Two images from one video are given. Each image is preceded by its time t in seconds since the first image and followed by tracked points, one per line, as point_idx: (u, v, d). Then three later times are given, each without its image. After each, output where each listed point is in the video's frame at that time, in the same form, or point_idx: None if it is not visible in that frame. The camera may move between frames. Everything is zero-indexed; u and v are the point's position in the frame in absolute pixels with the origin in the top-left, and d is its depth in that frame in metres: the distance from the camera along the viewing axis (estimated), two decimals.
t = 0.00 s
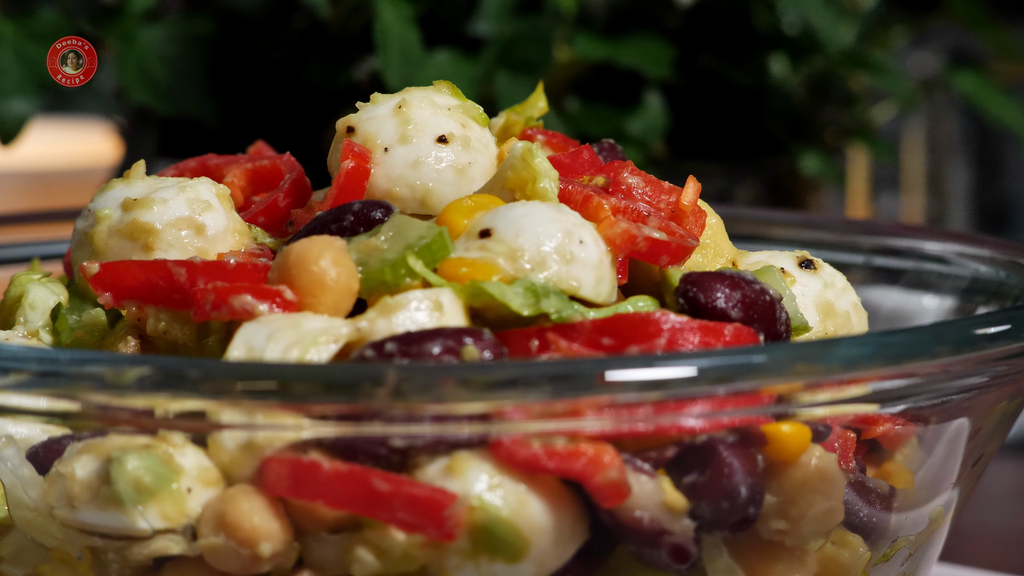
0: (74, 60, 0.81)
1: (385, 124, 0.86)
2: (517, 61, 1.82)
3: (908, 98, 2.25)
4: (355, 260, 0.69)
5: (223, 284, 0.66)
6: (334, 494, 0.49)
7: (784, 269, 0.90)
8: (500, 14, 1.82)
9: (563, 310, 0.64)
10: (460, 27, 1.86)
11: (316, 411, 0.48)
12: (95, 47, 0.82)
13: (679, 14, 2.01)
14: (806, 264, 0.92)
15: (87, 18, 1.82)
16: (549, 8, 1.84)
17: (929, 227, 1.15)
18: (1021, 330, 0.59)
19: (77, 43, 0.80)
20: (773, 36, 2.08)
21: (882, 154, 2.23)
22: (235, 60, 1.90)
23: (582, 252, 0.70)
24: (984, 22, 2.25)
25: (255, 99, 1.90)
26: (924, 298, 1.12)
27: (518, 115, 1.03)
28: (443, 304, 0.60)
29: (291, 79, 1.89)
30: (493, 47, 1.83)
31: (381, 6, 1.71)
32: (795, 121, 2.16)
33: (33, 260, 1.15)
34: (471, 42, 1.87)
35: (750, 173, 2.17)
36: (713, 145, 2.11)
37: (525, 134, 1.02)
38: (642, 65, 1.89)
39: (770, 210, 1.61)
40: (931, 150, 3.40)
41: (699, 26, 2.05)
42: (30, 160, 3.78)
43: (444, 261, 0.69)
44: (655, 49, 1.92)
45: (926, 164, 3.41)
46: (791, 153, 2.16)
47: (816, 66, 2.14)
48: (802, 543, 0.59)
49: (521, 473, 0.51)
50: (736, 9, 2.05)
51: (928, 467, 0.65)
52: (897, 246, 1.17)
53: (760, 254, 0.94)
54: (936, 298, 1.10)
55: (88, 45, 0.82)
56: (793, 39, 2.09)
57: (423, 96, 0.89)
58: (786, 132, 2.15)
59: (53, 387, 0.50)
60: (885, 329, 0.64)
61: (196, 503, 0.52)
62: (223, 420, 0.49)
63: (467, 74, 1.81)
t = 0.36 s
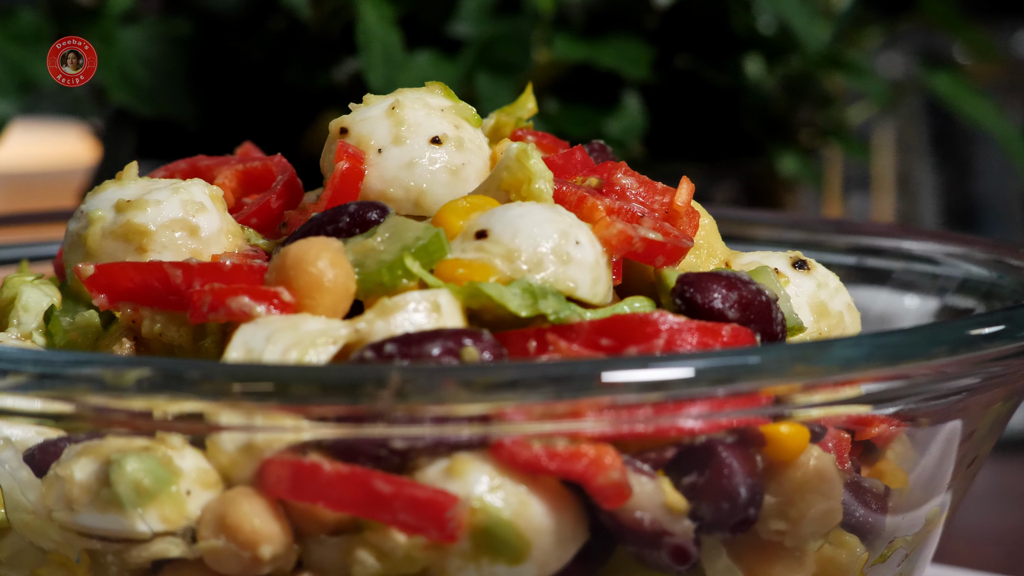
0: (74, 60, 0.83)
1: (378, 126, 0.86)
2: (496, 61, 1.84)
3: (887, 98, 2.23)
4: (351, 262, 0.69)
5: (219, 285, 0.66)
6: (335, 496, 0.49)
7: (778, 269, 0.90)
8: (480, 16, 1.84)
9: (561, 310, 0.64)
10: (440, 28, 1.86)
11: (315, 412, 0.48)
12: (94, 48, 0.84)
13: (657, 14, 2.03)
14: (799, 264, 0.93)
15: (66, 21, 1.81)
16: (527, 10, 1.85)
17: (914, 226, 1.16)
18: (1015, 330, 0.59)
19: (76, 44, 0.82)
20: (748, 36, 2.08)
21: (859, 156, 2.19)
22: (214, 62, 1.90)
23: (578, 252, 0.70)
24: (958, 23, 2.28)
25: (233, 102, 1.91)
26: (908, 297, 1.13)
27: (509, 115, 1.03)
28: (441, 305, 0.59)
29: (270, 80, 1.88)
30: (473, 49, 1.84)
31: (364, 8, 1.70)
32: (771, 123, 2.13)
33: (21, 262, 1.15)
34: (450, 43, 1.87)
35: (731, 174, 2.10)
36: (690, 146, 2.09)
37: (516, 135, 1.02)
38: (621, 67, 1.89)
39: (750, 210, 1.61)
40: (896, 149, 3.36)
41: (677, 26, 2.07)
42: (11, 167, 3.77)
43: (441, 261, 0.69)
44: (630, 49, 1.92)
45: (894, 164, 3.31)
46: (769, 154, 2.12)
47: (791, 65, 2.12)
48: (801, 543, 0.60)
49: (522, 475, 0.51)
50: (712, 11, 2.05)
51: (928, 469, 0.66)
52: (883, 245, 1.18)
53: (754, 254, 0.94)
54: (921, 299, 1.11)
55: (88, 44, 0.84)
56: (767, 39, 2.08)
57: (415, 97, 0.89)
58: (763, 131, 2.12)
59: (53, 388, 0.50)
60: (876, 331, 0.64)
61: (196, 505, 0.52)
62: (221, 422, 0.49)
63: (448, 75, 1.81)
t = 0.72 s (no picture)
0: (74, 60, 0.84)
1: (372, 127, 0.85)
2: (475, 63, 1.85)
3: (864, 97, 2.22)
4: (347, 264, 0.68)
5: (214, 288, 0.66)
6: (335, 498, 0.49)
7: (771, 271, 0.90)
8: (458, 17, 1.84)
9: (558, 312, 0.64)
10: (420, 27, 1.85)
11: (313, 414, 0.48)
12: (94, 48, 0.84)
13: (636, 15, 2.01)
14: (793, 265, 0.93)
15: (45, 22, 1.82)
16: (506, 11, 1.87)
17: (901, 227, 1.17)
18: (1011, 331, 0.60)
19: (77, 44, 0.82)
20: (725, 36, 2.07)
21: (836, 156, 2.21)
22: (193, 63, 1.88)
23: (574, 254, 0.70)
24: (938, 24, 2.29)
25: (215, 102, 1.89)
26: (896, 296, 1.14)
27: (499, 117, 1.03)
28: (439, 307, 0.59)
29: (252, 82, 1.86)
30: (452, 49, 1.85)
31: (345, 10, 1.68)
32: (748, 123, 2.15)
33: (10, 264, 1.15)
34: (430, 45, 1.86)
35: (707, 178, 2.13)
36: (671, 147, 2.09)
37: (507, 136, 1.02)
38: (602, 68, 1.87)
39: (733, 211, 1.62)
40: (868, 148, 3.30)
41: (657, 26, 2.05)
42: None
43: (437, 263, 0.69)
44: (613, 50, 1.90)
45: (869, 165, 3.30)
46: (747, 155, 2.15)
47: (766, 66, 2.12)
48: (798, 544, 0.60)
49: (522, 476, 0.51)
50: (691, 12, 2.04)
51: (921, 469, 0.66)
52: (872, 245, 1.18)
53: (747, 255, 0.95)
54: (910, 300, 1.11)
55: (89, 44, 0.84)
56: (744, 39, 2.08)
57: (409, 98, 0.89)
58: (741, 131, 2.15)
59: (51, 391, 0.50)
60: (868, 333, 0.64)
61: (195, 508, 0.51)
62: (220, 424, 0.49)
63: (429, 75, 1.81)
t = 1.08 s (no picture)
0: (74, 60, 0.84)
1: (370, 128, 0.85)
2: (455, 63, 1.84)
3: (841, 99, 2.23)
4: (349, 265, 0.68)
5: (214, 289, 0.66)
6: (342, 500, 0.49)
7: (770, 271, 0.90)
8: (441, 19, 1.85)
9: (562, 313, 0.64)
10: (403, 28, 1.89)
11: (319, 416, 0.48)
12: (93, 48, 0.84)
13: (617, 16, 2.00)
14: (792, 265, 0.93)
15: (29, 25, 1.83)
16: (489, 12, 1.88)
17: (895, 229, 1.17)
18: (1012, 331, 0.60)
19: (76, 44, 0.82)
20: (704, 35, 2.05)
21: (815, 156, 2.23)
22: (176, 66, 1.89)
23: (576, 255, 0.70)
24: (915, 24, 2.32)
25: (196, 105, 1.90)
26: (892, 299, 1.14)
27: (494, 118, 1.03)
28: (442, 308, 0.60)
29: (235, 84, 1.86)
30: (435, 49, 1.86)
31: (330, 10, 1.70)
32: (728, 124, 2.15)
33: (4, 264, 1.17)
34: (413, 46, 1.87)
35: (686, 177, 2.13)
36: (652, 148, 2.08)
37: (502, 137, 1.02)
38: (583, 69, 1.86)
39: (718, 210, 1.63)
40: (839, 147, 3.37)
41: (637, 28, 2.03)
42: None
43: (439, 264, 0.69)
44: (591, 50, 1.90)
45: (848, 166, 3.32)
46: (728, 156, 2.17)
47: (744, 67, 2.14)
48: (802, 544, 0.60)
49: (528, 477, 0.51)
50: (674, 12, 2.01)
51: (921, 470, 0.66)
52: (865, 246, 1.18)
53: (745, 255, 0.95)
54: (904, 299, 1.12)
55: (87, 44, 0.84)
56: (722, 40, 2.07)
57: (407, 99, 0.89)
58: (721, 131, 2.15)
59: (56, 392, 0.50)
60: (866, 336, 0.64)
61: (200, 510, 0.51)
62: (224, 425, 0.49)
63: (413, 77, 1.80)
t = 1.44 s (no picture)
0: (74, 60, 0.84)
1: (373, 129, 0.85)
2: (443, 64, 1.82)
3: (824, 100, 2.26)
4: (355, 266, 0.68)
5: (220, 290, 0.66)
6: (353, 501, 0.49)
7: (774, 271, 0.90)
8: (429, 20, 1.84)
9: (568, 313, 0.64)
10: (390, 29, 1.87)
11: (329, 416, 0.48)
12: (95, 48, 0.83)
13: (603, 16, 2.01)
14: (795, 265, 0.93)
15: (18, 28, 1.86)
16: (475, 12, 1.85)
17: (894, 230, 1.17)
18: (1015, 331, 0.60)
19: (77, 44, 0.82)
20: (689, 35, 2.06)
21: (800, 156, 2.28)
22: (162, 65, 1.88)
23: (582, 255, 0.70)
24: (897, 23, 2.34)
25: (187, 103, 1.89)
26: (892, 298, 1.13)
27: (494, 118, 1.04)
28: (450, 309, 0.60)
29: (225, 84, 1.87)
30: (422, 50, 1.84)
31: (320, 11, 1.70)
32: (714, 124, 2.14)
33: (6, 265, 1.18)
34: (400, 46, 1.87)
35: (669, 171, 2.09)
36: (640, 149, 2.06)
37: (501, 137, 1.02)
38: (571, 69, 1.84)
39: (708, 210, 1.64)
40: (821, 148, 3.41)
41: (625, 28, 2.04)
42: None
43: (445, 265, 0.68)
44: (580, 52, 1.89)
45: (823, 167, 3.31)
46: (715, 157, 2.14)
47: (728, 68, 2.17)
48: (810, 544, 0.60)
49: (538, 477, 0.51)
50: (661, 14, 2.03)
51: (925, 468, 0.66)
52: (856, 245, 1.20)
53: (748, 256, 0.95)
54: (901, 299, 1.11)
55: (89, 45, 0.83)
56: (707, 39, 2.08)
57: (409, 99, 0.89)
58: (708, 132, 2.13)
59: (62, 394, 0.50)
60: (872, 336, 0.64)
61: (210, 512, 0.51)
62: (234, 426, 0.49)
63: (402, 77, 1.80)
